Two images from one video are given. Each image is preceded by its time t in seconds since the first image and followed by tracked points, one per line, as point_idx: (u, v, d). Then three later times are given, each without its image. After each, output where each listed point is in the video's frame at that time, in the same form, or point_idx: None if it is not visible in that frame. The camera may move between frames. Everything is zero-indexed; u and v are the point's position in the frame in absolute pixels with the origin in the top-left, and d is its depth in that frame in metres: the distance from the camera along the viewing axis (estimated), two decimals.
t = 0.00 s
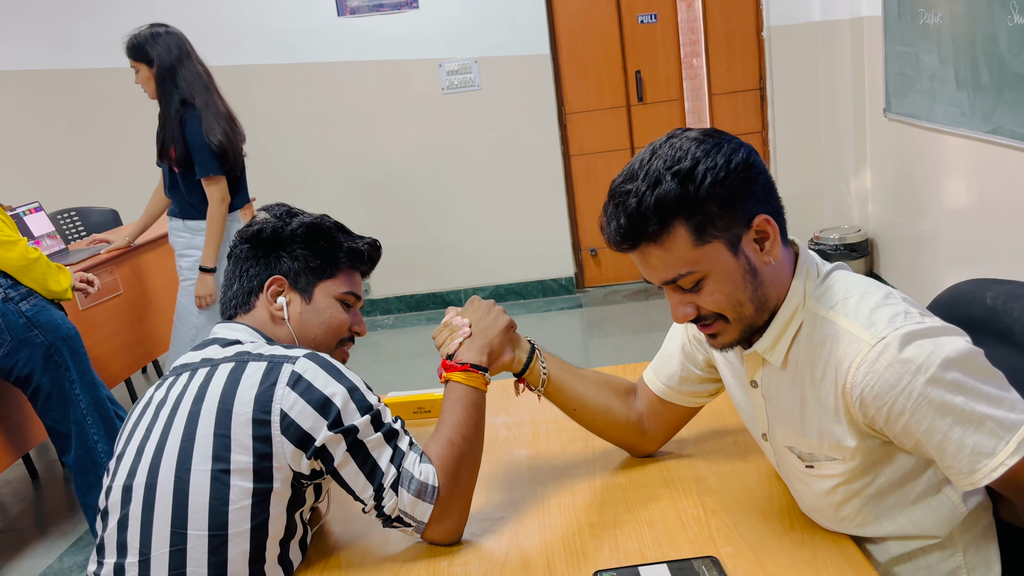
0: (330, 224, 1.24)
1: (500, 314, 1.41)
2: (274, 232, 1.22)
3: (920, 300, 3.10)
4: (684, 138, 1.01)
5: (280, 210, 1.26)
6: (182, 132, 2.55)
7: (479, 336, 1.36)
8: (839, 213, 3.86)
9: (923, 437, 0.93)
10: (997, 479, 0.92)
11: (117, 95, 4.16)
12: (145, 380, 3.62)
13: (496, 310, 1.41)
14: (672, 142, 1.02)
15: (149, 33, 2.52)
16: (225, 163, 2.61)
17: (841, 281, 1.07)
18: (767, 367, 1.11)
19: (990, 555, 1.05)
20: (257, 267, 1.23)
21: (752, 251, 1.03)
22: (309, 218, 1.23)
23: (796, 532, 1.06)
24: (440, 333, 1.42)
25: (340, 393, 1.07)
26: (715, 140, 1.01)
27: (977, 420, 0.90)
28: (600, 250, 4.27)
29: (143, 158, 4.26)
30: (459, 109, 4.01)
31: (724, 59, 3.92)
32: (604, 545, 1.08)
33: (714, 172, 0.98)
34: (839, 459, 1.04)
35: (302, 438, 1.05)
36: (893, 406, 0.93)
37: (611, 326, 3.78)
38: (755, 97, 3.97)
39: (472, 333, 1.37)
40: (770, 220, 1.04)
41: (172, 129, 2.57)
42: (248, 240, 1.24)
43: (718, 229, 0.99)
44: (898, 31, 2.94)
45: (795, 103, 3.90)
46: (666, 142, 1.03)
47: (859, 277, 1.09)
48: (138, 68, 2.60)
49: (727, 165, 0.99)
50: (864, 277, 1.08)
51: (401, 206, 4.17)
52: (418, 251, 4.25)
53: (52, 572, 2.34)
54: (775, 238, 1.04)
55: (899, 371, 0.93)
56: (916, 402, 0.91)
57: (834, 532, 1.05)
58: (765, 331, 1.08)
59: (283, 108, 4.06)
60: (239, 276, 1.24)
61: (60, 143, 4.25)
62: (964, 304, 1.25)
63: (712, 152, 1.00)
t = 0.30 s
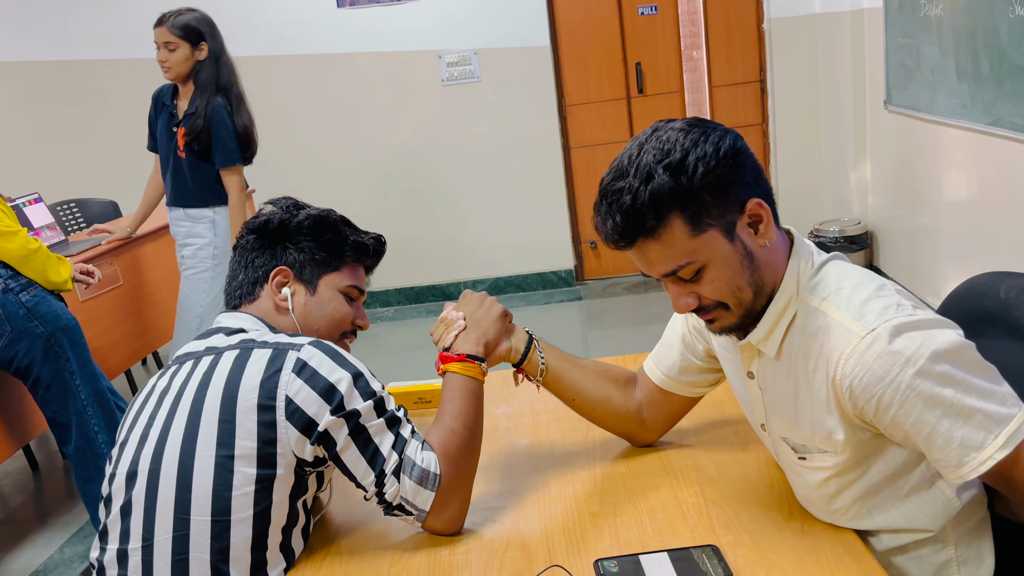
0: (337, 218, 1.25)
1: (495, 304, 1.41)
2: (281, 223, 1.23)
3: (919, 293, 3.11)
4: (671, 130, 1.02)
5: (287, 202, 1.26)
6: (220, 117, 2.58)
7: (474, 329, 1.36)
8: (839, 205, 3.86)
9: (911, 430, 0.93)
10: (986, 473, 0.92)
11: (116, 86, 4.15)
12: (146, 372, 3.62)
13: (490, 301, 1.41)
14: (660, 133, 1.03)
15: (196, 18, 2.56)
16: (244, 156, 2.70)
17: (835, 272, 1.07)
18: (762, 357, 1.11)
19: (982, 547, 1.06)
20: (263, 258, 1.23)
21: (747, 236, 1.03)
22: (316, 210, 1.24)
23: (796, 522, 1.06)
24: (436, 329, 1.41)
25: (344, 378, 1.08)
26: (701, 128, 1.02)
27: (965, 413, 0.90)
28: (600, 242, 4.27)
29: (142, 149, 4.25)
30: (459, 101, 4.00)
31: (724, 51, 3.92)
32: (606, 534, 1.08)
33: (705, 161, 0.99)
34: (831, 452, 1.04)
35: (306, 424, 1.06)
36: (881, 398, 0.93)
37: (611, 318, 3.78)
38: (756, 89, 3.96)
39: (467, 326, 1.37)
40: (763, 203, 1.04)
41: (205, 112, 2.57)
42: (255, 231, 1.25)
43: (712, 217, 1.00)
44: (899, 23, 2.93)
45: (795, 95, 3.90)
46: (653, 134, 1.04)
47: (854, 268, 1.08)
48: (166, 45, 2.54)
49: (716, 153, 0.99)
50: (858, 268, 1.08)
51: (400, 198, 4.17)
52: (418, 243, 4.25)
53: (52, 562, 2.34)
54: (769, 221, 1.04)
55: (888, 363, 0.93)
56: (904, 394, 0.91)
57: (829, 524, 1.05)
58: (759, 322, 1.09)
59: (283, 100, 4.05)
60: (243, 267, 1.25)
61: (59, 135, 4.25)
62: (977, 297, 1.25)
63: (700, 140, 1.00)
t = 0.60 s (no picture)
0: (353, 208, 1.27)
1: (495, 292, 1.41)
2: (299, 211, 1.24)
3: (921, 283, 3.11)
4: (688, 110, 1.01)
5: (304, 192, 1.28)
6: (234, 100, 2.58)
7: (477, 317, 1.37)
8: (841, 195, 3.86)
9: (909, 418, 0.93)
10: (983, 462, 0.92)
11: (117, 76, 4.14)
12: (148, 361, 3.63)
13: (490, 289, 1.42)
14: (677, 109, 1.02)
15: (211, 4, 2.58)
16: (254, 140, 2.71)
17: (835, 260, 1.07)
18: (763, 346, 1.12)
19: (982, 535, 1.07)
20: (280, 244, 1.23)
21: (722, 236, 1.03)
22: (333, 200, 1.25)
23: (800, 506, 1.07)
24: (437, 320, 1.41)
25: (351, 359, 1.09)
26: (712, 120, 1.00)
27: (963, 402, 0.91)
28: (601, 233, 4.27)
29: (144, 139, 4.25)
30: (460, 91, 3.99)
31: (726, 41, 3.91)
32: (611, 517, 1.09)
33: (694, 154, 0.99)
34: (830, 441, 1.05)
35: (313, 403, 1.06)
36: (879, 387, 0.94)
37: (613, 308, 3.79)
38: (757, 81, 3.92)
39: (470, 315, 1.37)
40: (751, 210, 1.02)
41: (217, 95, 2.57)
42: (272, 219, 1.25)
43: (689, 208, 1.01)
44: (903, 12, 2.92)
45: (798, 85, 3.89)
46: (675, 106, 1.03)
47: (855, 257, 1.08)
48: (184, 30, 2.56)
49: (711, 150, 0.99)
50: (859, 256, 1.08)
51: (402, 189, 4.17)
52: (419, 233, 4.25)
53: (57, 550, 2.35)
54: (751, 229, 1.03)
55: (885, 352, 0.93)
56: (902, 383, 0.92)
57: (830, 510, 1.05)
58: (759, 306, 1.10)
59: (284, 90, 4.04)
60: (259, 253, 1.25)
61: (61, 124, 4.24)
62: (989, 287, 1.26)
63: (703, 132, 0.99)
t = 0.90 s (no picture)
0: (368, 205, 1.28)
1: (497, 281, 1.43)
2: (315, 204, 1.25)
3: (925, 276, 3.11)
4: (702, 93, 1.01)
5: (320, 187, 1.29)
6: (260, 80, 2.61)
7: (480, 305, 1.37)
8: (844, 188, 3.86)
9: (913, 403, 0.94)
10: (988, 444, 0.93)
11: (121, 68, 4.15)
12: (153, 352, 3.64)
13: (493, 278, 1.43)
14: (693, 89, 1.03)
15: None
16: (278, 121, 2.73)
17: (838, 247, 1.07)
18: (766, 333, 1.13)
19: (983, 520, 1.08)
20: (295, 235, 1.24)
21: (709, 222, 1.06)
22: (349, 196, 1.27)
23: (805, 493, 1.07)
24: (442, 312, 1.42)
25: (359, 344, 1.09)
26: (722, 106, 1.00)
27: (967, 386, 0.91)
28: (604, 225, 4.27)
29: (147, 131, 4.25)
30: (464, 83, 3.99)
31: (730, 32, 3.92)
32: (617, 504, 1.10)
33: (691, 136, 1.01)
34: (834, 426, 1.05)
35: (322, 386, 1.07)
36: (883, 371, 0.94)
37: (616, 300, 3.79)
38: (762, 71, 3.99)
39: (472, 305, 1.38)
40: (742, 202, 1.04)
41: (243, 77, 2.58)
42: (288, 211, 1.26)
43: (682, 187, 1.04)
44: (907, 4, 2.92)
45: (802, 78, 3.89)
46: (694, 85, 1.03)
47: (858, 243, 1.09)
48: (205, 15, 2.55)
49: (709, 136, 1.00)
50: (862, 243, 1.08)
51: (405, 181, 4.17)
52: (423, 225, 4.25)
53: (63, 538, 2.36)
54: (738, 220, 1.05)
55: (890, 337, 0.93)
56: (907, 367, 0.92)
57: (835, 497, 1.05)
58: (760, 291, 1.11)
59: (288, 82, 4.04)
60: (273, 245, 1.25)
61: (64, 116, 4.24)
62: (989, 274, 1.26)
63: (707, 116, 1.01)
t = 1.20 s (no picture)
0: (377, 211, 1.29)
1: (499, 281, 1.44)
2: (324, 207, 1.25)
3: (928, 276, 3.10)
4: (709, 97, 1.02)
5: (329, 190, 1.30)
6: (298, 75, 2.59)
7: (483, 307, 1.39)
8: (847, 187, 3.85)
9: (921, 404, 0.94)
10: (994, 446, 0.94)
11: (123, 66, 4.15)
12: (156, 351, 3.65)
13: (494, 279, 1.44)
14: (700, 94, 1.03)
15: None
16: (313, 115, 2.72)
17: (844, 250, 1.08)
18: (769, 335, 1.13)
19: (987, 520, 1.08)
20: (303, 237, 1.24)
21: (715, 226, 1.06)
22: (358, 201, 1.28)
23: (807, 495, 1.08)
24: (446, 312, 1.44)
25: (363, 346, 1.10)
26: (729, 111, 1.01)
27: (974, 387, 0.92)
28: (607, 223, 4.26)
29: (149, 130, 4.26)
30: (466, 82, 3.99)
31: (733, 31, 3.91)
32: (620, 506, 1.10)
33: (699, 140, 1.01)
34: (840, 428, 1.05)
35: (325, 387, 1.08)
36: (891, 372, 0.94)
37: (618, 299, 3.79)
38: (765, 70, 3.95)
39: (474, 306, 1.40)
40: (747, 206, 1.04)
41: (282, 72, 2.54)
42: (298, 213, 1.27)
43: (688, 191, 1.04)
44: (910, 3, 2.91)
45: (805, 76, 3.88)
46: (700, 90, 1.04)
47: (863, 246, 1.09)
48: (242, 10, 2.47)
49: (716, 140, 1.01)
50: (867, 246, 1.09)
51: (407, 179, 4.17)
52: (425, 224, 4.25)
53: (67, 537, 2.37)
54: (744, 224, 1.05)
55: (898, 338, 0.93)
56: (915, 368, 0.93)
57: (839, 497, 1.06)
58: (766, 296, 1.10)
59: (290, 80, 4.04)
60: (281, 245, 1.26)
61: (66, 115, 4.25)
62: (987, 275, 1.26)
63: (715, 121, 1.01)
